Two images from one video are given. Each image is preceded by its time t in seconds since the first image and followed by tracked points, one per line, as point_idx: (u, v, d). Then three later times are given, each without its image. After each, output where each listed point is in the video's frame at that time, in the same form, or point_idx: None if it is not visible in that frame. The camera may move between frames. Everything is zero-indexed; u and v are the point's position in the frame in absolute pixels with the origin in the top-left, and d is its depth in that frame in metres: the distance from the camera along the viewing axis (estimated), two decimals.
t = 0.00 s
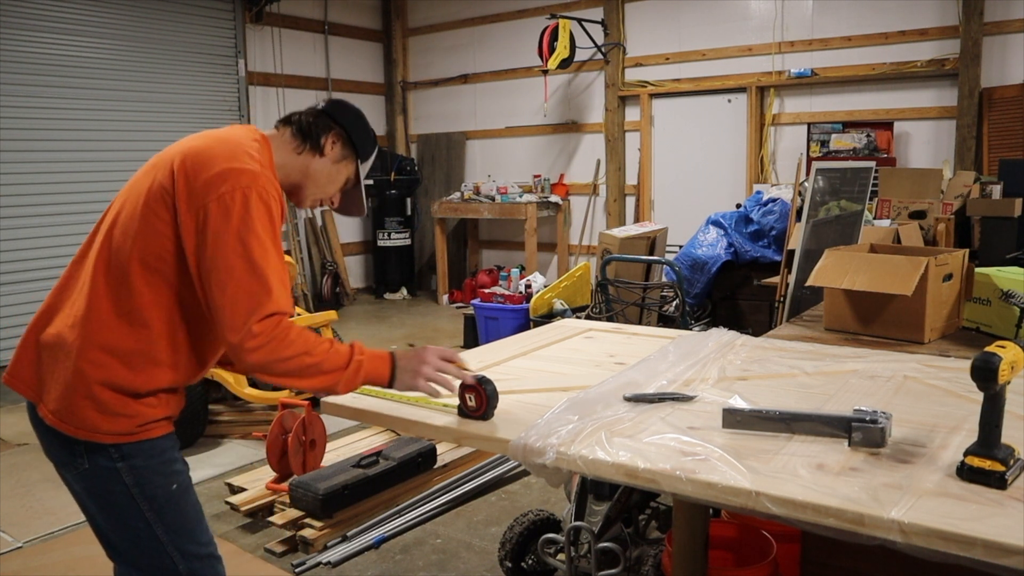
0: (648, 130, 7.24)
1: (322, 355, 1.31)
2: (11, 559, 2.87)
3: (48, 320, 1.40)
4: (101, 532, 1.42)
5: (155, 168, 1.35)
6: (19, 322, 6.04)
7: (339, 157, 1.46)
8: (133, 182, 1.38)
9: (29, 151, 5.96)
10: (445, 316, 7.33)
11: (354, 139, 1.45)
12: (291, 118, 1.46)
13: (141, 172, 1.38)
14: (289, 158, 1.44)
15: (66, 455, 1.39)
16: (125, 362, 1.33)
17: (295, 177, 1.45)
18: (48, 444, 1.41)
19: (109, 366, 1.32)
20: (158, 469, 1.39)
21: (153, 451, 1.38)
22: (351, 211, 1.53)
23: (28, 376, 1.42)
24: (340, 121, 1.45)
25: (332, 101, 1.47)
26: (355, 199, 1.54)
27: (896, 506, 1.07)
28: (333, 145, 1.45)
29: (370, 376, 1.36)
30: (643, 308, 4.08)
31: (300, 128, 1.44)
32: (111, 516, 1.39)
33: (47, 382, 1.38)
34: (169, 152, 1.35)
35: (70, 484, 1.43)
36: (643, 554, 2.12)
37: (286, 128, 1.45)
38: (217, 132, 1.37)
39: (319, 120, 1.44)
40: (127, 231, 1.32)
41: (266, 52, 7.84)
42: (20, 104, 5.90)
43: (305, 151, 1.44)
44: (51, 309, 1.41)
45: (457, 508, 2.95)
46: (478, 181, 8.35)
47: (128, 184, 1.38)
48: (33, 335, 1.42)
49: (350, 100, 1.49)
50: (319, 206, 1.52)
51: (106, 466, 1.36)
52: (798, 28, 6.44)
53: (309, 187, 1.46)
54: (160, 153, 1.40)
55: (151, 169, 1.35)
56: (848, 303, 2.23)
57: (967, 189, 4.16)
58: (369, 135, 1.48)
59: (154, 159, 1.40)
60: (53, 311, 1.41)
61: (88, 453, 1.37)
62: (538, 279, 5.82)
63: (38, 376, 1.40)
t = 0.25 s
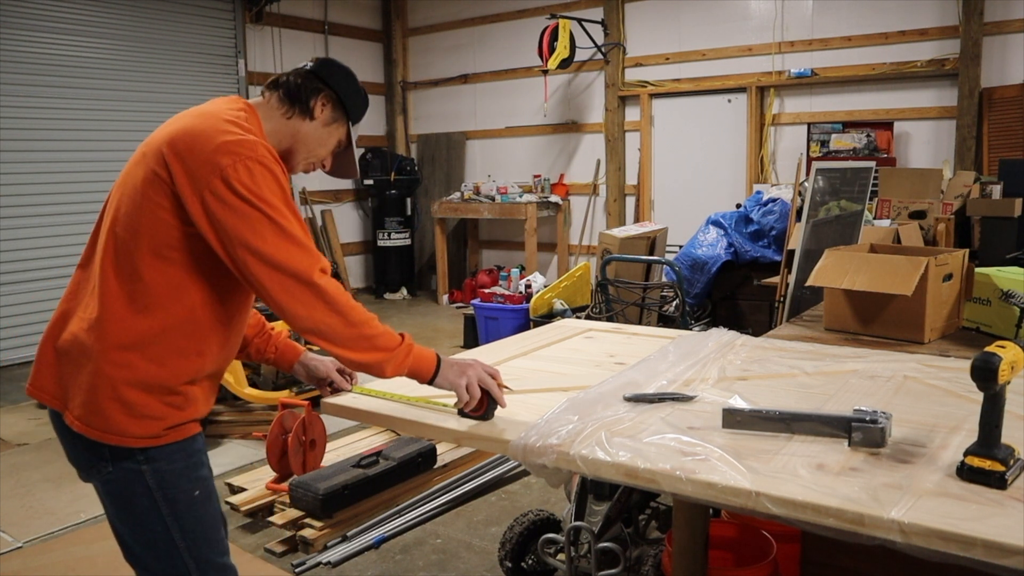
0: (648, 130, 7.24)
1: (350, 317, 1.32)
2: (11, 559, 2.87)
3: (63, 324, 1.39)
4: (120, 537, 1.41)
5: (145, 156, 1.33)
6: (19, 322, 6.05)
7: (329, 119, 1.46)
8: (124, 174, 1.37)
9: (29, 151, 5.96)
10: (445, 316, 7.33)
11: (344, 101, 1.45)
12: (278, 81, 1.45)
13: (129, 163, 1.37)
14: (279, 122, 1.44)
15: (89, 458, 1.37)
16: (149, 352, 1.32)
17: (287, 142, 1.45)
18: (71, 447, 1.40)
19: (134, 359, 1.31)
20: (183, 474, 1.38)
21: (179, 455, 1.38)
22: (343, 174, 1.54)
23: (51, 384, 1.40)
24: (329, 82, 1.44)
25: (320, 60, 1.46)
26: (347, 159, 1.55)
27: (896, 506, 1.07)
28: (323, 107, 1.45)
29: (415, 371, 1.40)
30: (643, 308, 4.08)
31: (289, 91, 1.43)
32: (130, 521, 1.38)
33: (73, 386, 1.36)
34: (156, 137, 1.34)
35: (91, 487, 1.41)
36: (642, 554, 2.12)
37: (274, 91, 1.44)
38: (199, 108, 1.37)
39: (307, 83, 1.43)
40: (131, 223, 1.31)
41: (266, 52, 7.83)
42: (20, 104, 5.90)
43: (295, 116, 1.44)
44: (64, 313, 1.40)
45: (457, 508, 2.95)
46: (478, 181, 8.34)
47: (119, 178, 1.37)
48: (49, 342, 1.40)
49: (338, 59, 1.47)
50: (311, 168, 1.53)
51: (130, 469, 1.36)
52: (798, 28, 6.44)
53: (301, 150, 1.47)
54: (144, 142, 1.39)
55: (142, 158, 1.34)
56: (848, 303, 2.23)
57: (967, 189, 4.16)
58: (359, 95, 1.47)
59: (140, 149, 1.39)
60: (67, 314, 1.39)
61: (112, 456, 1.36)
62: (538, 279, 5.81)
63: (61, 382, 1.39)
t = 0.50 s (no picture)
0: (648, 130, 7.24)
1: (361, 296, 1.34)
2: (11, 559, 2.87)
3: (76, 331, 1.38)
4: (153, 538, 1.40)
5: (141, 155, 1.33)
6: (20, 322, 6.05)
7: (313, 105, 1.46)
8: (120, 176, 1.36)
9: (29, 151, 5.97)
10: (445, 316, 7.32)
11: (327, 86, 1.45)
12: (262, 69, 1.45)
13: (123, 165, 1.36)
14: (265, 110, 1.44)
15: (117, 460, 1.36)
16: (165, 349, 1.31)
17: (272, 130, 1.45)
18: (97, 451, 1.39)
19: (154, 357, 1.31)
20: (216, 467, 1.38)
21: (210, 449, 1.38)
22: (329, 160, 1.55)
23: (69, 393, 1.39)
24: (313, 68, 1.45)
25: (302, 47, 1.46)
26: (332, 145, 1.55)
27: (896, 506, 1.07)
28: (307, 93, 1.45)
29: (418, 363, 1.39)
30: (643, 308, 4.08)
31: (273, 78, 1.44)
32: (163, 521, 1.36)
33: (93, 392, 1.36)
34: (148, 136, 1.34)
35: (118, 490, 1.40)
36: (642, 554, 2.12)
37: (258, 80, 1.45)
38: (188, 103, 1.37)
39: (290, 69, 1.43)
40: (137, 224, 1.31)
41: (266, 52, 7.83)
42: (20, 103, 5.90)
43: (280, 102, 1.44)
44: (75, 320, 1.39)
45: (457, 508, 2.95)
46: (478, 181, 8.34)
47: (116, 181, 1.36)
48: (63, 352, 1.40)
49: (321, 45, 1.48)
50: (297, 154, 1.53)
51: (161, 468, 1.35)
52: (798, 28, 6.44)
53: (287, 137, 1.47)
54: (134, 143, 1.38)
55: (137, 158, 1.33)
56: (848, 303, 2.23)
57: (967, 189, 4.16)
58: (342, 80, 1.47)
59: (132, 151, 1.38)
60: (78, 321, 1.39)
61: (142, 457, 1.34)
62: (538, 279, 5.81)
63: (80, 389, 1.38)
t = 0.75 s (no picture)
0: (648, 130, 7.24)
1: (379, 282, 1.37)
2: (11, 559, 2.87)
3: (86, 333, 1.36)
4: (175, 540, 1.38)
5: (149, 153, 1.32)
6: (20, 322, 6.05)
7: (309, 106, 1.49)
8: (125, 175, 1.35)
9: (29, 151, 5.97)
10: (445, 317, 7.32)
11: (324, 87, 1.48)
12: (259, 69, 1.47)
13: (128, 165, 1.35)
14: (263, 111, 1.46)
15: (137, 462, 1.34)
16: (186, 344, 1.31)
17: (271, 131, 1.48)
18: (113, 455, 1.36)
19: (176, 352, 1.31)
20: (234, 458, 1.39)
21: (227, 441, 1.39)
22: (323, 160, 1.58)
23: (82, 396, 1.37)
24: (309, 69, 1.47)
25: (300, 49, 1.49)
26: (326, 146, 1.58)
27: (897, 506, 1.07)
28: (304, 94, 1.47)
29: (434, 343, 1.43)
30: (643, 308, 4.08)
31: (271, 78, 1.46)
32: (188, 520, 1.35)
33: (108, 395, 1.34)
34: (155, 133, 1.33)
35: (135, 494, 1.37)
36: (643, 554, 2.12)
37: (256, 80, 1.47)
38: (191, 102, 1.37)
39: (288, 70, 1.46)
40: (150, 223, 1.30)
41: (266, 52, 7.83)
42: (20, 103, 5.90)
43: (278, 103, 1.46)
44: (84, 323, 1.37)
45: (457, 508, 2.95)
46: (478, 181, 8.34)
47: (121, 181, 1.35)
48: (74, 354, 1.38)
49: (314, 46, 1.50)
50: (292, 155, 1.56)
51: (186, 465, 1.34)
52: (798, 28, 6.44)
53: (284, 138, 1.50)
54: (137, 142, 1.37)
55: (145, 157, 1.33)
56: (848, 303, 2.23)
57: (967, 190, 4.16)
58: (338, 83, 1.51)
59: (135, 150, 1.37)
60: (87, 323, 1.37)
61: (166, 455, 1.33)
62: (538, 279, 5.80)
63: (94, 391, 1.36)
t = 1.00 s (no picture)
0: (648, 130, 7.24)
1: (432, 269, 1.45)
2: (11, 559, 2.87)
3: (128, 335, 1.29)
4: (203, 555, 1.34)
5: (205, 148, 1.30)
6: (20, 322, 6.05)
7: (328, 110, 1.52)
8: (171, 171, 1.31)
9: (29, 151, 5.97)
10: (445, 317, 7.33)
11: (343, 93, 1.51)
12: (280, 70, 1.49)
13: (174, 160, 1.31)
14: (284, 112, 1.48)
15: (177, 472, 1.30)
16: (252, 341, 1.31)
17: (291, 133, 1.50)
18: (149, 465, 1.31)
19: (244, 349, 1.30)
20: (271, 473, 1.37)
21: (267, 454, 1.37)
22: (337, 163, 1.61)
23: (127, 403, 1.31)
24: (329, 74, 1.50)
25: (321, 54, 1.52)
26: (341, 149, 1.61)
27: (896, 506, 1.07)
28: (324, 98, 1.50)
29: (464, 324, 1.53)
30: (643, 308, 4.08)
31: (292, 81, 1.48)
32: (224, 533, 1.32)
33: (162, 402, 1.29)
34: (208, 130, 1.32)
35: (166, 508, 1.33)
36: (642, 554, 2.12)
37: (278, 82, 1.49)
38: (232, 103, 1.36)
39: (309, 73, 1.48)
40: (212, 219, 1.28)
41: (266, 52, 7.83)
42: (20, 104, 5.90)
43: (298, 106, 1.49)
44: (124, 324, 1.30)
45: (457, 508, 2.95)
46: (478, 181, 8.34)
47: (165, 176, 1.30)
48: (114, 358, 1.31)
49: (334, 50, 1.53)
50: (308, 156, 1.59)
51: (229, 476, 1.31)
52: (798, 28, 6.44)
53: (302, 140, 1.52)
54: (177, 138, 1.34)
55: (200, 151, 1.30)
56: (848, 303, 2.23)
57: (967, 189, 4.16)
58: (357, 89, 1.54)
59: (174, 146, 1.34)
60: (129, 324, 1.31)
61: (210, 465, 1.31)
62: (538, 279, 5.80)
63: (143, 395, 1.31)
